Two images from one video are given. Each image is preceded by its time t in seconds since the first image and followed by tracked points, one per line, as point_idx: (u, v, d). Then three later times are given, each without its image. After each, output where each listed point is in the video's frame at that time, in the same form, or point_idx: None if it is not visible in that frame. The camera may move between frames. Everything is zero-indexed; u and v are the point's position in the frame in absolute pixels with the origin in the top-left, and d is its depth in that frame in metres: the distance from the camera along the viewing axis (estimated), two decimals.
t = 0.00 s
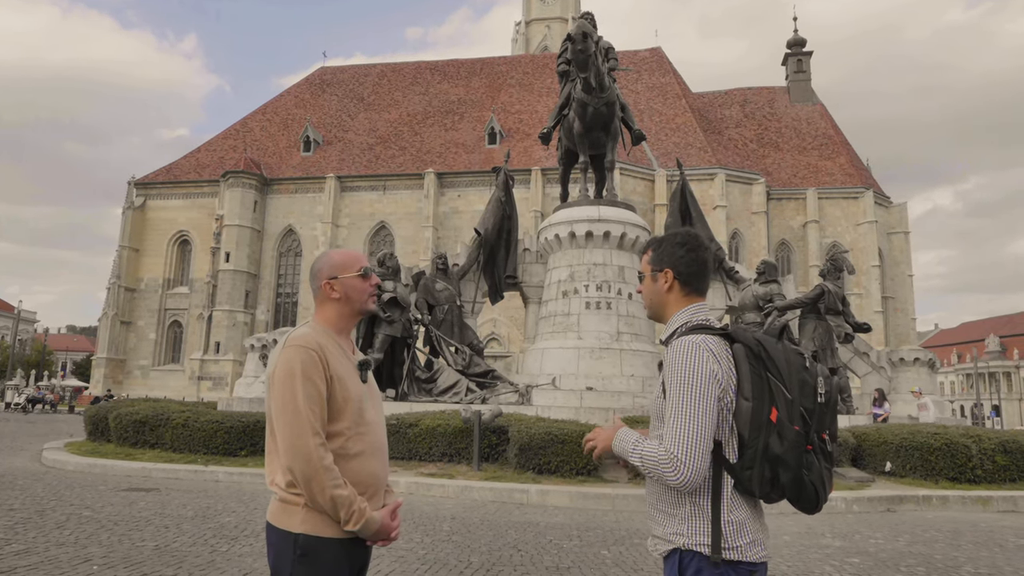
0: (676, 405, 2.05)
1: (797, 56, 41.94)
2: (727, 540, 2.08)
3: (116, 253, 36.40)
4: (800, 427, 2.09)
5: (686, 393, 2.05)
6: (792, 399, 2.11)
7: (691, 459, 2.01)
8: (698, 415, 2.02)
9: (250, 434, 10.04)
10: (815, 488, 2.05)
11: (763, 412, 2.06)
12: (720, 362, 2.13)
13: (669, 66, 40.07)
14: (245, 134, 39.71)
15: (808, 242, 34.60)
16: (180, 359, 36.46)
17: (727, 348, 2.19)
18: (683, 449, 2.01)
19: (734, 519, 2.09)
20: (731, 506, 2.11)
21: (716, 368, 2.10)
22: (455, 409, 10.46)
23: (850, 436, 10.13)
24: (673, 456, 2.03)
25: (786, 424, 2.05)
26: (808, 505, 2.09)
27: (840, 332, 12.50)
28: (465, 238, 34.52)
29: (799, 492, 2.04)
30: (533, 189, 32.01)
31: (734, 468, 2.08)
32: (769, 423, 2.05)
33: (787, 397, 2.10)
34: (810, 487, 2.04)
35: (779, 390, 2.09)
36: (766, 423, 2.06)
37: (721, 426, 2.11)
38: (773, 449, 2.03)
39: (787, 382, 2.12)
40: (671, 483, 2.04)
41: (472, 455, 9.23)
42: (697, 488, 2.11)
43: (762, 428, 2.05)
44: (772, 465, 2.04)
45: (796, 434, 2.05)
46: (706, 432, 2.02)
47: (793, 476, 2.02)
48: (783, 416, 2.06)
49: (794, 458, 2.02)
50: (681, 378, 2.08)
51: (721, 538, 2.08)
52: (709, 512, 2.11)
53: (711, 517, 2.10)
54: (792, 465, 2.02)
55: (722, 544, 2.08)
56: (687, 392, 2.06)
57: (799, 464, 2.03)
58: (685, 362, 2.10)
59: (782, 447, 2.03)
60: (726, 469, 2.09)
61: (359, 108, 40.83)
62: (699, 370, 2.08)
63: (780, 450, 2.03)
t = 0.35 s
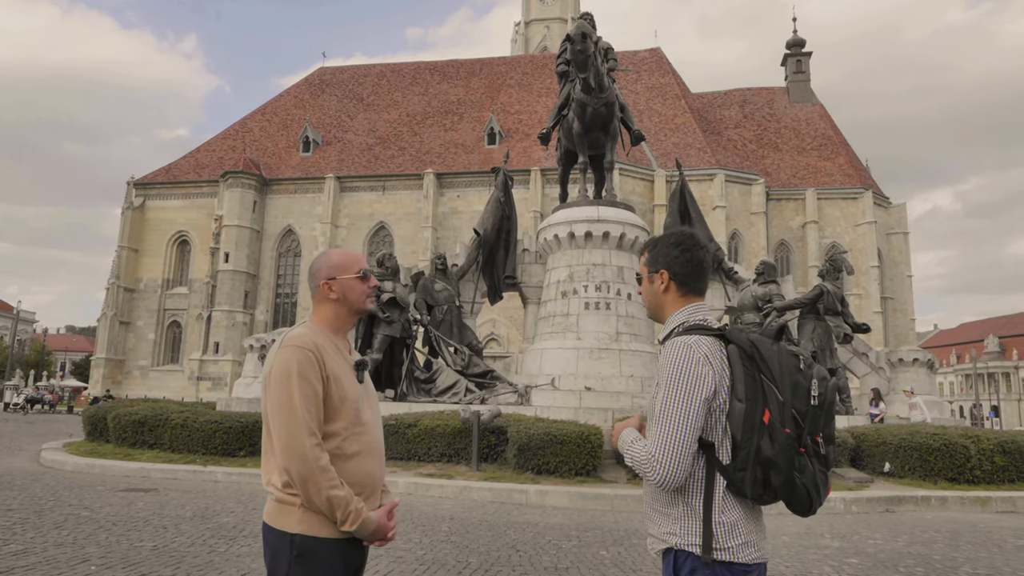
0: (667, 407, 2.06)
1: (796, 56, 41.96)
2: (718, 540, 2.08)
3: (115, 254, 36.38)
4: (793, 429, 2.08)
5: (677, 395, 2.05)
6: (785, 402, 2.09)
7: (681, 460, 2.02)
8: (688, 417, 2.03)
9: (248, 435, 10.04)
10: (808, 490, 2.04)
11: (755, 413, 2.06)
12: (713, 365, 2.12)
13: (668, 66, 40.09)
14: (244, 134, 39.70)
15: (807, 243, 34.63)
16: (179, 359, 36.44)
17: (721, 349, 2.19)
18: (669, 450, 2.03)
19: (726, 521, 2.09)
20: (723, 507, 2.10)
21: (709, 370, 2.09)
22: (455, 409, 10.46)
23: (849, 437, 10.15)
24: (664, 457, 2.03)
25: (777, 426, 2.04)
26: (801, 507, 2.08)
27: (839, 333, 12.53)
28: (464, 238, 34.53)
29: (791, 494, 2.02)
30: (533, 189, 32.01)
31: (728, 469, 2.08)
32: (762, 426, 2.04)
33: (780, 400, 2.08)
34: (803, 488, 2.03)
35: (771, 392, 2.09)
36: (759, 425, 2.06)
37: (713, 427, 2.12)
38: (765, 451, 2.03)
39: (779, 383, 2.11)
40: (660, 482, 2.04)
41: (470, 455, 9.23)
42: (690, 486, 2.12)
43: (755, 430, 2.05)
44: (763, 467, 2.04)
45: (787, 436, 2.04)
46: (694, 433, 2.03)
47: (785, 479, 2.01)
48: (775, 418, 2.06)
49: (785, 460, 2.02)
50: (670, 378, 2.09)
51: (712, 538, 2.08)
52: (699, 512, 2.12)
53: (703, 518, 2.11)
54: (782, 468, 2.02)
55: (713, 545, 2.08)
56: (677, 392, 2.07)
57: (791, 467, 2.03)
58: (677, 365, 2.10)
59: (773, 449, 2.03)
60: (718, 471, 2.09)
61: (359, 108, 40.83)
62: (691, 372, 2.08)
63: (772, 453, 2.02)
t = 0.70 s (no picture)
0: (661, 408, 2.07)
1: (796, 57, 41.99)
2: (714, 541, 2.08)
3: (114, 254, 36.35)
4: (790, 429, 2.07)
5: (671, 396, 2.06)
6: (780, 403, 2.08)
7: (675, 460, 2.03)
8: (683, 417, 2.04)
9: (247, 435, 10.04)
10: (804, 492, 2.04)
11: (751, 413, 2.06)
12: (708, 365, 2.13)
13: (668, 67, 40.11)
14: (243, 134, 39.70)
15: (806, 243, 34.66)
16: (178, 359, 36.45)
17: (717, 349, 2.19)
18: (664, 451, 2.04)
19: (723, 521, 2.09)
20: (720, 508, 2.10)
21: (703, 370, 2.10)
22: (454, 409, 10.45)
23: (849, 437, 10.16)
24: (659, 457, 2.04)
25: (773, 427, 2.04)
26: (798, 508, 2.08)
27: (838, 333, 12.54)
28: (463, 238, 34.54)
29: (787, 496, 2.03)
30: (532, 189, 32.02)
31: (724, 469, 2.08)
32: (757, 426, 2.04)
33: (776, 400, 2.08)
34: (799, 489, 2.03)
35: (767, 393, 2.08)
36: (755, 425, 2.06)
37: (709, 428, 2.13)
38: (760, 452, 2.03)
39: (774, 383, 2.10)
40: (653, 483, 2.06)
41: (469, 455, 9.23)
42: (685, 486, 2.13)
43: (750, 431, 2.05)
44: (759, 468, 2.04)
45: (782, 437, 2.04)
46: (689, 434, 2.04)
47: (781, 480, 2.02)
48: (771, 419, 2.05)
49: (780, 462, 2.02)
50: (665, 379, 2.09)
51: (709, 539, 2.08)
52: (697, 512, 2.13)
53: (699, 517, 2.11)
54: (778, 469, 2.02)
55: (710, 545, 2.08)
56: (671, 392, 2.07)
57: (787, 469, 2.03)
58: (672, 365, 2.10)
59: (769, 450, 2.03)
60: (715, 471, 2.09)
61: (358, 108, 40.82)
62: (687, 372, 2.08)
63: (768, 455, 2.02)
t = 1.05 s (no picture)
0: (663, 407, 2.07)
1: (795, 57, 42.02)
2: (719, 542, 2.08)
3: (113, 253, 36.32)
4: (795, 428, 2.07)
5: (674, 395, 2.06)
6: (786, 402, 2.08)
7: (681, 460, 2.02)
8: (688, 416, 2.03)
9: (246, 435, 10.04)
10: (808, 491, 2.04)
11: (755, 414, 2.06)
12: (713, 364, 2.12)
13: (667, 67, 40.13)
14: (243, 134, 39.69)
15: (806, 243, 34.67)
16: (178, 359, 36.42)
17: (723, 349, 2.19)
18: (669, 451, 2.03)
19: (728, 521, 2.09)
20: (724, 508, 2.10)
21: (708, 369, 2.09)
22: (453, 410, 10.45)
23: (848, 437, 10.16)
24: (657, 456, 2.04)
25: (779, 426, 2.04)
26: (802, 507, 2.07)
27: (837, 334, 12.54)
28: (463, 238, 34.54)
29: (793, 496, 2.02)
30: (532, 189, 32.01)
31: (729, 469, 2.07)
32: (760, 427, 2.04)
33: (781, 400, 2.07)
34: (803, 489, 2.03)
35: (772, 393, 2.07)
36: (760, 425, 2.05)
37: (713, 427, 2.12)
38: (766, 451, 2.03)
39: (780, 382, 2.10)
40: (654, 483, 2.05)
41: (468, 455, 9.23)
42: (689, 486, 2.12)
43: (755, 430, 2.05)
44: (764, 468, 2.04)
45: (788, 436, 2.04)
46: (694, 435, 2.03)
47: (786, 479, 2.01)
48: (776, 418, 2.05)
49: (786, 461, 2.02)
50: (669, 379, 2.09)
51: (712, 539, 2.08)
52: (700, 513, 2.11)
53: (704, 518, 2.10)
54: (783, 468, 2.01)
55: (714, 545, 2.08)
56: (675, 392, 2.07)
57: (791, 469, 2.02)
58: (677, 365, 2.10)
59: (774, 450, 2.03)
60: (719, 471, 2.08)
61: (358, 108, 40.80)
62: (691, 371, 2.08)
63: (772, 454, 2.01)
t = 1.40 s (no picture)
0: (684, 409, 2.04)
1: (795, 57, 42.06)
2: (741, 545, 2.08)
3: (113, 253, 36.30)
4: (815, 426, 2.08)
5: (697, 397, 2.03)
6: (807, 399, 2.10)
7: (705, 462, 1.99)
8: (709, 416, 2.01)
9: (245, 435, 10.04)
10: (830, 486, 2.05)
11: (776, 411, 2.06)
12: (732, 364, 2.11)
13: (667, 67, 40.13)
14: (242, 134, 39.68)
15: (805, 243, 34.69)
16: (177, 359, 36.39)
17: (736, 346, 2.20)
18: (693, 453, 2.00)
19: (749, 523, 2.10)
20: (746, 510, 2.10)
21: (727, 368, 2.08)
22: (453, 410, 10.45)
23: (847, 437, 10.17)
24: (680, 460, 2.01)
25: (801, 423, 2.04)
26: (821, 505, 2.08)
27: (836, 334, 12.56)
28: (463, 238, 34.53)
29: (815, 493, 2.03)
30: (531, 190, 32.01)
31: (747, 469, 2.06)
32: (782, 425, 2.04)
33: (802, 397, 2.08)
34: (825, 485, 2.04)
35: (793, 391, 2.08)
36: (780, 423, 2.05)
37: (732, 427, 2.11)
38: (789, 449, 2.03)
39: (800, 380, 2.11)
40: (680, 488, 2.01)
41: (468, 455, 9.24)
42: (709, 493, 2.09)
43: (775, 427, 2.06)
44: (786, 466, 2.04)
45: (811, 433, 2.04)
46: (717, 436, 2.01)
47: (810, 477, 2.02)
48: (797, 416, 2.06)
49: (811, 457, 2.02)
50: (689, 379, 2.06)
51: (736, 542, 2.07)
52: (722, 516, 2.10)
53: (725, 521, 2.09)
54: (807, 465, 2.01)
55: (736, 549, 2.07)
56: (697, 392, 2.04)
57: (816, 465, 2.02)
58: (694, 364, 2.08)
59: (798, 447, 2.03)
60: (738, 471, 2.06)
61: (357, 108, 40.79)
62: (710, 370, 2.06)
63: (796, 451, 2.02)
